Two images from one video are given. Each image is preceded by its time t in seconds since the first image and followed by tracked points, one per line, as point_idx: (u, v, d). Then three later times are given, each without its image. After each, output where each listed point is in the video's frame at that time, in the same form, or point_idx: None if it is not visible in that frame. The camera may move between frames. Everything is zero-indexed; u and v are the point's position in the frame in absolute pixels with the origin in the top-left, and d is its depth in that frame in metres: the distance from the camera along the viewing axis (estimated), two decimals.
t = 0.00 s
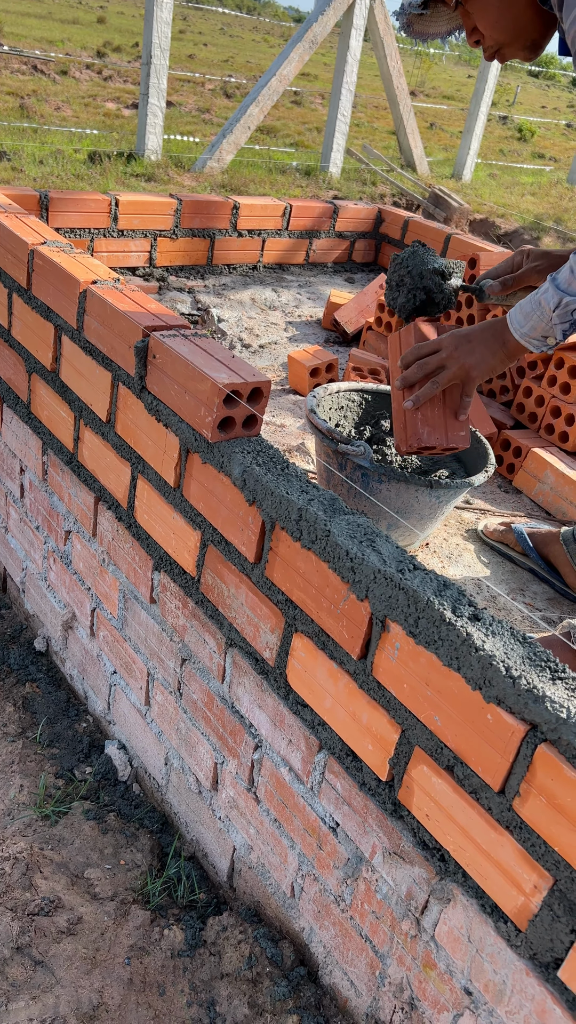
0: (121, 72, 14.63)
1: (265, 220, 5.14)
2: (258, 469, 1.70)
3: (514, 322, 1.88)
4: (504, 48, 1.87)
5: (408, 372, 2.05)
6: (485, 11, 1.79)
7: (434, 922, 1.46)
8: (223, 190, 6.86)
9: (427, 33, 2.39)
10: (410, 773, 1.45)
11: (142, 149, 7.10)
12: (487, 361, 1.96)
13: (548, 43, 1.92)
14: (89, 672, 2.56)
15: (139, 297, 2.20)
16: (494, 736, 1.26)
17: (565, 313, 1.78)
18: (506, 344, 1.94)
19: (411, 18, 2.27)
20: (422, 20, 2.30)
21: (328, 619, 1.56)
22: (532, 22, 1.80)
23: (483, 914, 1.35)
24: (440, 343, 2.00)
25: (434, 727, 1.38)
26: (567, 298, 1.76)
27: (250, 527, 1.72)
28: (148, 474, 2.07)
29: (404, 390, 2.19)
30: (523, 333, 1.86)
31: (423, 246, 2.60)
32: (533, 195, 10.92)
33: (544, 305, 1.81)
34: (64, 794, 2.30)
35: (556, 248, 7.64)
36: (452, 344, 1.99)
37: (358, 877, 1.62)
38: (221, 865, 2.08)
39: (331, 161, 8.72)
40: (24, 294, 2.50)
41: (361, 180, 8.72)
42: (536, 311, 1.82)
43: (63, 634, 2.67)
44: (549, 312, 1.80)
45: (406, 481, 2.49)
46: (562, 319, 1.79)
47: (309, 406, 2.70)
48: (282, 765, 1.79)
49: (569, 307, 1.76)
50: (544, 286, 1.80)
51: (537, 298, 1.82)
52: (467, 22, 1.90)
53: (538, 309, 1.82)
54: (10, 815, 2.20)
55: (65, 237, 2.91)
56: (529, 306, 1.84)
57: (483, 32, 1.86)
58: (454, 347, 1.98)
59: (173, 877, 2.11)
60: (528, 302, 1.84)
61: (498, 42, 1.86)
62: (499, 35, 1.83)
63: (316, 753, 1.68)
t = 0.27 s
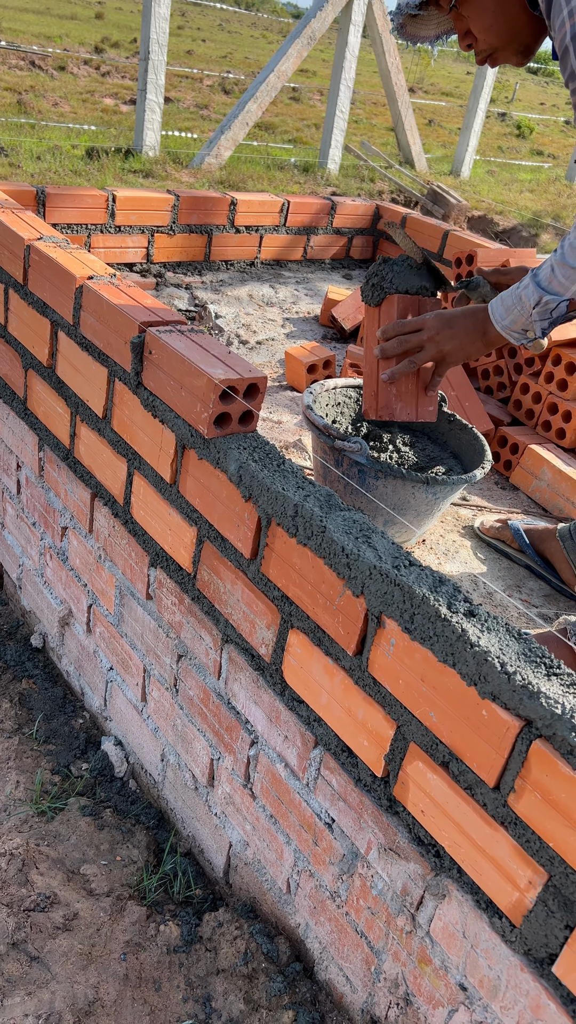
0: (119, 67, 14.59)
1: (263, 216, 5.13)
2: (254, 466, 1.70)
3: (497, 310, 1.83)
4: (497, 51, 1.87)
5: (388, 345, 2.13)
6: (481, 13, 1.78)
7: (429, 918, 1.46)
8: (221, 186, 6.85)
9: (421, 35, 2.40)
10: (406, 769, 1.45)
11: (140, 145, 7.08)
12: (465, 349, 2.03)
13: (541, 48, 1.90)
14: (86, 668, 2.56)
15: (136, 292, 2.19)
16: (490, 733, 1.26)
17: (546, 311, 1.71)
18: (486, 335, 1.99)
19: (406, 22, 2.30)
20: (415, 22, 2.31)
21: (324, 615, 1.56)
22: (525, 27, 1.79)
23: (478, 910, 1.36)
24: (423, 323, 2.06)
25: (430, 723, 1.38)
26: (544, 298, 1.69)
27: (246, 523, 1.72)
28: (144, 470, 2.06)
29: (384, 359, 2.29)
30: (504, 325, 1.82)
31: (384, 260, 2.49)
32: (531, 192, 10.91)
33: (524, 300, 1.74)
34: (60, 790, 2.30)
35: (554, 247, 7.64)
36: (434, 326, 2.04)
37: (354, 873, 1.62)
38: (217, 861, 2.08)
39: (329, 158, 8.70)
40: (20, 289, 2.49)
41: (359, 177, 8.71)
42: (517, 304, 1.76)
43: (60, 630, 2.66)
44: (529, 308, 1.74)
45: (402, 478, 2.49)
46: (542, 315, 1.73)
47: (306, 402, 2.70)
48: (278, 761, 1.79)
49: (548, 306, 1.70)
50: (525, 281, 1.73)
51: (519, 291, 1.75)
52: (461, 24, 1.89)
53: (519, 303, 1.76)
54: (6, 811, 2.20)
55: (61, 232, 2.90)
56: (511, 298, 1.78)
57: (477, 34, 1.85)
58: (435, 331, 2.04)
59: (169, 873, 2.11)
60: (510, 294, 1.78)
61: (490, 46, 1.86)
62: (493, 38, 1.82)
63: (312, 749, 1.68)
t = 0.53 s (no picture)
0: (118, 63, 14.55)
1: (262, 212, 5.12)
2: (253, 462, 1.69)
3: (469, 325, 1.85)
4: (496, 44, 1.86)
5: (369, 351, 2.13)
6: (479, 10, 1.78)
7: (428, 915, 1.45)
8: (220, 182, 6.83)
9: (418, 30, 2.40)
10: (405, 765, 1.45)
11: (139, 141, 7.06)
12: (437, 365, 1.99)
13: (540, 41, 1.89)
14: (84, 665, 2.55)
15: (134, 288, 2.19)
16: (489, 729, 1.25)
17: (517, 317, 1.74)
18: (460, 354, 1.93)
19: (401, 17, 2.30)
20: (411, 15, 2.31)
21: (323, 612, 1.56)
22: (524, 23, 1.77)
23: (477, 907, 1.35)
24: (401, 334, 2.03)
25: (429, 719, 1.37)
26: (516, 303, 1.73)
27: (245, 519, 1.71)
28: (142, 466, 2.05)
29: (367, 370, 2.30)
30: (477, 340, 1.83)
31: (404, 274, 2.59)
32: (531, 189, 10.89)
33: (497, 311, 1.77)
34: (58, 787, 2.30)
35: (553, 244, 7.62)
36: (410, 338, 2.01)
37: (352, 870, 1.62)
38: (215, 858, 2.08)
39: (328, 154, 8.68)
40: (18, 285, 2.48)
41: (359, 173, 8.69)
42: (490, 315, 1.79)
43: (58, 627, 2.66)
44: (502, 318, 1.76)
45: (401, 474, 2.48)
46: (513, 323, 1.75)
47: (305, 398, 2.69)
48: (276, 758, 1.79)
49: (519, 312, 1.73)
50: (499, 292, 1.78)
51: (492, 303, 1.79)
52: (458, 18, 1.88)
53: (493, 315, 1.78)
54: (4, 808, 2.20)
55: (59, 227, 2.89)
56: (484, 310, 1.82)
57: (475, 28, 1.84)
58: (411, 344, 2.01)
59: (167, 871, 2.11)
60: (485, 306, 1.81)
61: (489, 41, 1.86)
62: (492, 33, 1.82)
63: (310, 746, 1.67)
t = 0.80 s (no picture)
0: (117, 60, 14.53)
1: (261, 210, 5.11)
2: (251, 460, 1.69)
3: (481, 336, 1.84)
4: (494, 35, 1.87)
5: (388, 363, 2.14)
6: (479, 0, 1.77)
7: (426, 913, 1.45)
8: (219, 180, 6.82)
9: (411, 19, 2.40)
10: (402, 763, 1.45)
11: (138, 138, 7.05)
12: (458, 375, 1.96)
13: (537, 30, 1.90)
14: (82, 663, 2.55)
15: (132, 286, 2.18)
16: (487, 727, 1.25)
17: (528, 323, 1.73)
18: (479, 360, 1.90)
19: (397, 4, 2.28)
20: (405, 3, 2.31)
21: (321, 610, 1.56)
22: (522, 13, 1.77)
23: (475, 905, 1.35)
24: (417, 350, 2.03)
25: (426, 717, 1.37)
26: (527, 309, 1.72)
27: (243, 517, 1.71)
28: (140, 464, 2.05)
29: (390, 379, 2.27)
30: (491, 349, 1.82)
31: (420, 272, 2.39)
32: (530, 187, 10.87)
33: (509, 321, 1.76)
34: (56, 786, 2.30)
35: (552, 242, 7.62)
36: (426, 352, 2.01)
37: (350, 868, 1.62)
38: (214, 856, 2.08)
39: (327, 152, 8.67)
40: (16, 283, 2.48)
41: (358, 171, 8.68)
42: (503, 325, 1.78)
43: (56, 625, 2.65)
44: (515, 327, 1.75)
45: (399, 471, 2.48)
46: (526, 331, 1.74)
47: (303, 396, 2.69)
48: (274, 756, 1.79)
49: (531, 318, 1.72)
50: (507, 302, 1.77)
51: (502, 312, 1.78)
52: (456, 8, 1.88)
53: (505, 324, 1.77)
54: (2, 806, 2.20)
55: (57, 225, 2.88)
56: (494, 320, 1.81)
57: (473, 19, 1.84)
58: (428, 356, 2.00)
59: (165, 869, 2.11)
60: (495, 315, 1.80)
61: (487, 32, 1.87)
62: (490, 23, 1.82)
63: (308, 743, 1.67)
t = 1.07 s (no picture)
0: (116, 59, 14.51)
1: (260, 209, 5.11)
2: (249, 458, 1.69)
3: (494, 314, 1.81)
4: (497, 16, 1.87)
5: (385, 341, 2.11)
6: None
7: (424, 911, 1.45)
8: (218, 178, 6.81)
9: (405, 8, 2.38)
10: (400, 761, 1.45)
11: (137, 137, 7.04)
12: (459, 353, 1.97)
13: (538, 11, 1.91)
14: (81, 661, 2.55)
15: (131, 284, 2.18)
16: (485, 725, 1.25)
17: (553, 312, 1.70)
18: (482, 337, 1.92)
19: None
20: None
21: (319, 608, 1.56)
22: None
23: (473, 903, 1.35)
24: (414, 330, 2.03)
25: (424, 715, 1.37)
26: (550, 300, 1.68)
27: (241, 515, 1.71)
28: (139, 462, 2.05)
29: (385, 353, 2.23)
30: (504, 328, 1.81)
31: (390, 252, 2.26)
32: (530, 186, 10.87)
33: (528, 304, 1.73)
34: (55, 784, 2.30)
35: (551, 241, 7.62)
36: (424, 333, 2.01)
37: (348, 866, 1.62)
38: (212, 855, 2.08)
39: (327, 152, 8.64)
40: (14, 281, 2.48)
41: (357, 170, 8.67)
42: (521, 306, 1.75)
43: (55, 623, 2.65)
44: (535, 311, 1.73)
45: (398, 470, 2.48)
46: (549, 317, 1.71)
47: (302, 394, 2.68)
48: (273, 754, 1.79)
49: (555, 308, 1.69)
50: (526, 283, 1.72)
51: (520, 293, 1.73)
52: None
53: (524, 307, 1.74)
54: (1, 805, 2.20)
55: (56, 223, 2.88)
56: (509, 300, 1.77)
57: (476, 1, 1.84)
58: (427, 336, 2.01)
59: (164, 867, 2.11)
60: (508, 296, 1.77)
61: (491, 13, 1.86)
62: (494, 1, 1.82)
63: (306, 741, 1.67)
